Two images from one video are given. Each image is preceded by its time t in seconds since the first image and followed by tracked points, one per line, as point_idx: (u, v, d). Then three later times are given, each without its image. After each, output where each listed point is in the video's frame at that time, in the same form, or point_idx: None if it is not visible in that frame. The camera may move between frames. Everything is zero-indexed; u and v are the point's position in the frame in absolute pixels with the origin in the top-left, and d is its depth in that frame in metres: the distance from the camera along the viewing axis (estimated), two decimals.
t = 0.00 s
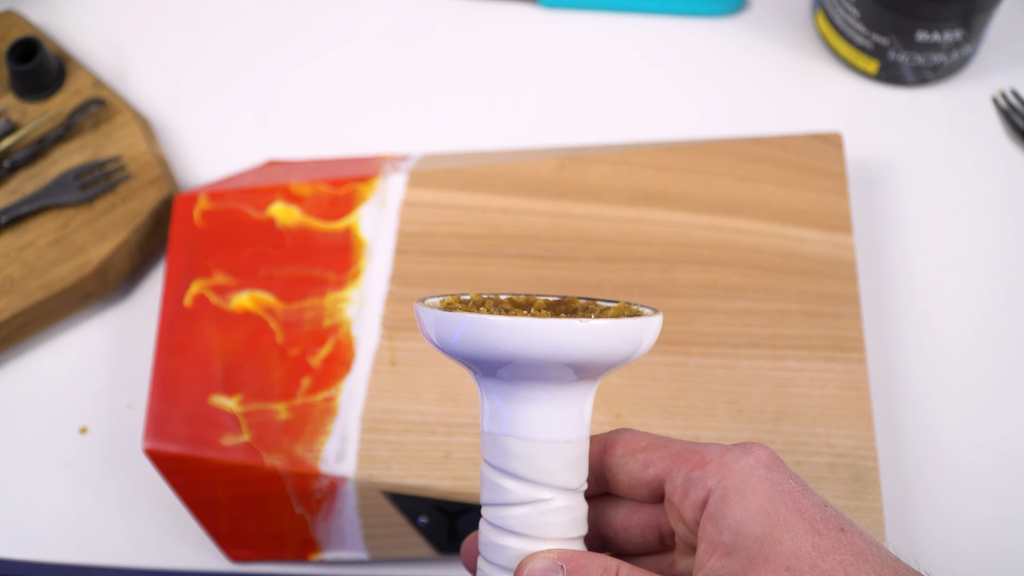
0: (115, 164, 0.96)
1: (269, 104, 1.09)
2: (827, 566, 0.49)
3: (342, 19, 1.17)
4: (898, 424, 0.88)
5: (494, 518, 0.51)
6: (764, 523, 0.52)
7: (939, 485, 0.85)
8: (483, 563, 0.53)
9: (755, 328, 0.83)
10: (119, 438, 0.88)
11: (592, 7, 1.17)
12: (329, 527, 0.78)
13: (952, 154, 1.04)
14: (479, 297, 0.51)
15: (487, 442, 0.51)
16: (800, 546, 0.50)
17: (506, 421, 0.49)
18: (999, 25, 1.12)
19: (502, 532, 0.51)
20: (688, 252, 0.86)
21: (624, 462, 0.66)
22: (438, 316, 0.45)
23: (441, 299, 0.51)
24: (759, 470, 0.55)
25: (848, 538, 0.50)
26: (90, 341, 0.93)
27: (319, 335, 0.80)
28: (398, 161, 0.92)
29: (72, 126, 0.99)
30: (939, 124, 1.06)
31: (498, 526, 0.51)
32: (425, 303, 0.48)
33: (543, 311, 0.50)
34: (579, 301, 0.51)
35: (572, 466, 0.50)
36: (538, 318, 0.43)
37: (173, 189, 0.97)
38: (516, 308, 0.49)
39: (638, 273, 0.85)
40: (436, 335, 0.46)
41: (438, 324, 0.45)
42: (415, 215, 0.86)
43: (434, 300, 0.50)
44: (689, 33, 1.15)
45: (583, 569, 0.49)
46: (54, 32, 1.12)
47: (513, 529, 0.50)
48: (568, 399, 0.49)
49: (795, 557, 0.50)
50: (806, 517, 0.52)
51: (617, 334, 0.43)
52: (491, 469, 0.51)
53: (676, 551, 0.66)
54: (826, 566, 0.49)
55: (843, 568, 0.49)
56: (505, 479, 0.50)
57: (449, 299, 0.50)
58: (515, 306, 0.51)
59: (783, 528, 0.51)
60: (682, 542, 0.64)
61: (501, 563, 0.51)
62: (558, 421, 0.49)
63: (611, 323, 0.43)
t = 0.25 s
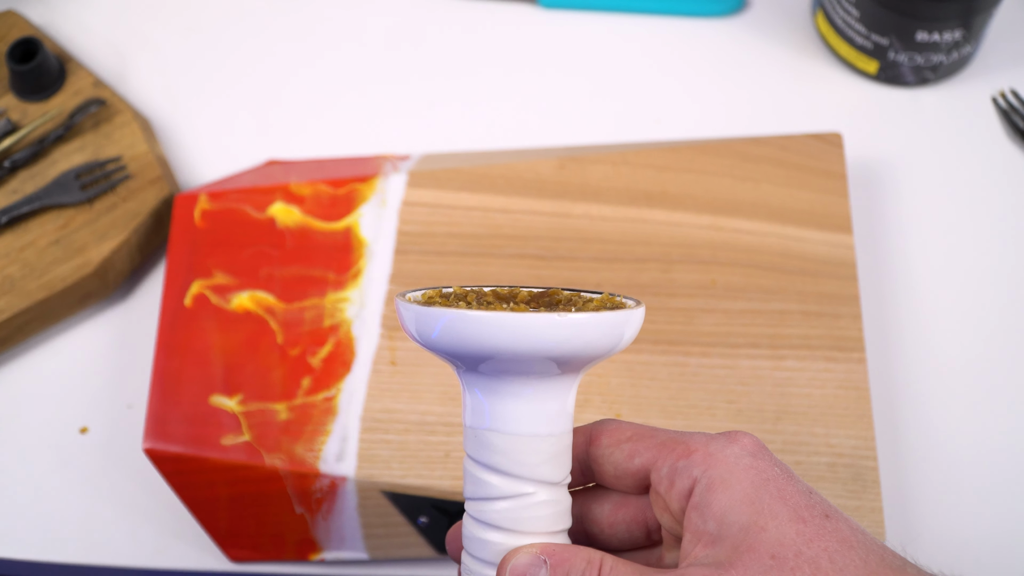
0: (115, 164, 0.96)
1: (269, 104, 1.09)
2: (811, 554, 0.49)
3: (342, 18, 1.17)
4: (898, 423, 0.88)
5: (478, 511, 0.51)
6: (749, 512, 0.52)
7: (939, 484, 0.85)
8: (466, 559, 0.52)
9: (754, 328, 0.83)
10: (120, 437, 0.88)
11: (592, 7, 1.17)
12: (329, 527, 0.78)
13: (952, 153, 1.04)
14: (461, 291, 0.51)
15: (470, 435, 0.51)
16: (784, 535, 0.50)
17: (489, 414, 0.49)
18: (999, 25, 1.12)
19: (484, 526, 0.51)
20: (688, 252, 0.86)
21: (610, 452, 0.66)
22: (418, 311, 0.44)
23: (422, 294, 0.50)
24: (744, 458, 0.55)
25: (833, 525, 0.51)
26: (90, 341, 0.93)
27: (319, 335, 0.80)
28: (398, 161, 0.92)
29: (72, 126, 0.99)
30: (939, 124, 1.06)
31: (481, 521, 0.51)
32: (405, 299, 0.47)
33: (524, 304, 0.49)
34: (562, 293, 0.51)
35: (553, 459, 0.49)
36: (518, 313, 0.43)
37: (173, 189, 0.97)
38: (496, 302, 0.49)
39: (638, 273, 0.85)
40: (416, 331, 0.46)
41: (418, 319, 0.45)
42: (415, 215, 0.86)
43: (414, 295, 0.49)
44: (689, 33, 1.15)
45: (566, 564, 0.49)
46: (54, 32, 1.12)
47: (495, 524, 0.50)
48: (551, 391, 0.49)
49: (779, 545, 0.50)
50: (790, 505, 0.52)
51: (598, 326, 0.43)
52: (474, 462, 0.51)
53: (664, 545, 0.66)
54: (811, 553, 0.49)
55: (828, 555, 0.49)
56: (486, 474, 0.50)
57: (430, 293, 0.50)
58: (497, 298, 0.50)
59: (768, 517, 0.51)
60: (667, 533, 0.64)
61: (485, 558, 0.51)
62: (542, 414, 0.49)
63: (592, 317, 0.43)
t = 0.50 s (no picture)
0: (115, 164, 0.96)
1: (269, 104, 1.09)
2: (810, 555, 0.49)
3: (342, 18, 1.17)
4: (898, 423, 0.88)
5: (477, 515, 0.51)
6: (748, 514, 0.52)
7: (939, 484, 0.85)
8: (466, 561, 0.52)
9: (755, 328, 0.83)
10: (120, 437, 0.88)
11: (592, 7, 1.17)
12: (329, 527, 0.78)
13: (952, 154, 1.04)
14: (459, 292, 0.51)
15: (468, 439, 0.50)
16: (783, 536, 0.50)
17: (488, 418, 0.49)
18: (998, 25, 1.13)
19: (483, 529, 0.51)
20: (688, 252, 0.86)
21: (609, 453, 0.66)
22: (415, 316, 0.44)
23: (420, 296, 0.50)
24: (743, 460, 0.55)
25: (831, 526, 0.51)
26: (90, 340, 0.93)
27: (319, 335, 0.80)
28: (398, 161, 0.92)
29: (72, 126, 0.99)
30: (938, 124, 1.06)
31: (479, 524, 0.51)
32: (402, 302, 0.47)
33: (522, 306, 0.48)
34: (561, 294, 0.50)
35: (552, 463, 0.49)
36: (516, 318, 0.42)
37: (173, 189, 0.97)
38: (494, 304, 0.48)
39: (638, 273, 0.85)
40: (414, 335, 0.45)
41: (416, 323, 0.44)
42: (415, 215, 0.86)
43: (412, 297, 0.49)
44: (689, 33, 1.15)
45: (566, 566, 0.49)
46: (54, 32, 1.12)
47: (494, 528, 0.50)
48: (550, 395, 0.48)
49: (778, 547, 0.50)
50: (789, 506, 0.52)
51: (597, 332, 0.43)
52: (472, 466, 0.50)
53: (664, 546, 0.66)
54: (810, 555, 0.49)
55: (827, 557, 0.49)
56: (485, 478, 0.49)
57: (428, 295, 0.49)
58: (496, 299, 0.50)
59: (767, 518, 0.51)
60: (665, 535, 0.65)
61: (484, 561, 0.51)
62: (541, 419, 0.48)
63: (591, 322, 0.42)
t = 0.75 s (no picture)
0: (115, 164, 0.96)
1: (269, 104, 1.09)
2: (808, 557, 0.49)
3: (341, 18, 1.17)
4: (898, 423, 0.88)
5: (475, 519, 0.50)
6: (746, 516, 0.52)
7: (939, 484, 0.85)
8: (464, 564, 0.53)
9: (755, 328, 0.83)
10: (120, 438, 0.88)
11: (593, 7, 1.17)
12: (329, 527, 0.78)
13: (952, 154, 1.04)
14: (456, 294, 0.50)
15: (466, 443, 0.50)
16: (781, 539, 0.50)
17: (485, 423, 0.49)
18: (998, 25, 1.13)
19: (481, 533, 0.51)
20: (688, 251, 0.86)
21: (607, 456, 0.66)
22: (410, 321, 0.43)
23: (416, 300, 0.50)
24: (740, 462, 0.55)
25: (829, 528, 0.51)
26: (90, 340, 0.93)
27: (319, 335, 0.80)
28: (398, 161, 0.92)
29: (72, 127, 0.99)
30: (939, 124, 1.06)
31: (478, 528, 0.51)
32: (398, 307, 0.46)
33: (519, 309, 0.48)
34: (557, 295, 0.50)
35: (551, 466, 0.49)
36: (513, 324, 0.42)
37: (174, 189, 0.97)
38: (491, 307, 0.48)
39: (638, 273, 0.85)
40: (410, 340, 0.45)
41: (411, 329, 0.44)
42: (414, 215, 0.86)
43: (408, 301, 0.49)
44: (689, 34, 1.15)
45: (564, 569, 0.49)
46: (54, 32, 1.12)
47: (493, 532, 0.50)
48: (548, 399, 0.48)
49: (777, 549, 0.50)
50: (787, 509, 0.52)
51: (595, 338, 0.42)
52: (470, 470, 0.50)
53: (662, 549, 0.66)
54: (808, 557, 0.49)
55: (825, 559, 0.49)
56: (483, 482, 0.49)
57: (424, 299, 0.49)
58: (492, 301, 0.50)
59: (765, 521, 0.51)
60: (665, 538, 0.64)
61: (484, 565, 0.51)
62: (539, 423, 0.48)
63: (589, 327, 0.42)
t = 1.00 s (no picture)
0: (115, 164, 0.96)
1: (269, 104, 1.09)
2: (809, 564, 0.49)
3: (342, 18, 1.17)
4: (898, 424, 0.88)
5: (476, 525, 0.51)
6: (746, 522, 0.52)
7: (938, 484, 0.85)
8: (465, 568, 0.53)
9: (755, 328, 0.83)
10: (120, 438, 0.88)
11: (593, 7, 1.17)
12: (329, 528, 0.78)
13: (953, 153, 1.04)
14: (455, 299, 0.50)
15: (466, 451, 0.50)
16: (782, 545, 0.50)
17: (486, 430, 0.48)
18: (998, 25, 1.13)
19: (482, 540, 0.51)
20: (688, 252, 0.86)
21: (607, 460, 0.66)
22: (411, 329, 0.43)
23: (415, 306, 0.49)
24: (741, 468, 0.55)
25: (829, 534, 0.51)
26: (91, 340, 0.93)
27: (319, 335, 0.80)
28: (398, 161, 0.92)
29: (72, 126, 0.99)
30: (939, 124, 1.06)
31: (479, 534, 0.51)
32: (397, 315, 0.46)
33: (519, 315, 0.48)
34: (557, 300, 0.51)
35: (552, 473, 0.49)
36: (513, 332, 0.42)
37: (173, 189, 0.97)
38: (491, 313, 0.48)
39: (638, 273, 0.85)
40: (410, 347, 0.45)
41: (411, 336, 0.44)
42: (414, 215, 0.86)
43: (407, 307, 0.49)
44: (689, 33, 1.15)
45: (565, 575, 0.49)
46: (54, 32, 1.12)
47: (494, 538, 0.50)
48: (548, 406, 0.48)
49: (777, 555, 0.50)
50: (787, 515, 0.52)
51: (596, 346, 0.42)
52: (471, 477, 0.50)
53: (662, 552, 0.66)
54: (809, 563, 0.49)
55: (826, 565, 0.49)
56: (484, 489, 0.49)
57: (424, 305, 0.49)
58: (493, 306, 0.50)
59: (765, 527, 0.51)
60: (665, 542, 0.64)
61: (485, 571, 0.51)
62: (539, 430, 0.48)
63: (588, 335, 0.42)
